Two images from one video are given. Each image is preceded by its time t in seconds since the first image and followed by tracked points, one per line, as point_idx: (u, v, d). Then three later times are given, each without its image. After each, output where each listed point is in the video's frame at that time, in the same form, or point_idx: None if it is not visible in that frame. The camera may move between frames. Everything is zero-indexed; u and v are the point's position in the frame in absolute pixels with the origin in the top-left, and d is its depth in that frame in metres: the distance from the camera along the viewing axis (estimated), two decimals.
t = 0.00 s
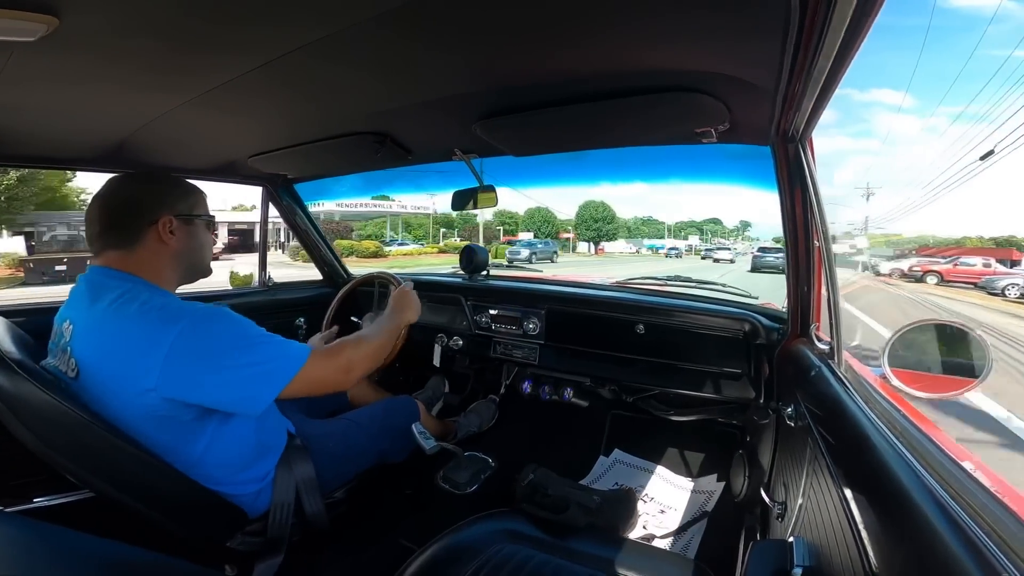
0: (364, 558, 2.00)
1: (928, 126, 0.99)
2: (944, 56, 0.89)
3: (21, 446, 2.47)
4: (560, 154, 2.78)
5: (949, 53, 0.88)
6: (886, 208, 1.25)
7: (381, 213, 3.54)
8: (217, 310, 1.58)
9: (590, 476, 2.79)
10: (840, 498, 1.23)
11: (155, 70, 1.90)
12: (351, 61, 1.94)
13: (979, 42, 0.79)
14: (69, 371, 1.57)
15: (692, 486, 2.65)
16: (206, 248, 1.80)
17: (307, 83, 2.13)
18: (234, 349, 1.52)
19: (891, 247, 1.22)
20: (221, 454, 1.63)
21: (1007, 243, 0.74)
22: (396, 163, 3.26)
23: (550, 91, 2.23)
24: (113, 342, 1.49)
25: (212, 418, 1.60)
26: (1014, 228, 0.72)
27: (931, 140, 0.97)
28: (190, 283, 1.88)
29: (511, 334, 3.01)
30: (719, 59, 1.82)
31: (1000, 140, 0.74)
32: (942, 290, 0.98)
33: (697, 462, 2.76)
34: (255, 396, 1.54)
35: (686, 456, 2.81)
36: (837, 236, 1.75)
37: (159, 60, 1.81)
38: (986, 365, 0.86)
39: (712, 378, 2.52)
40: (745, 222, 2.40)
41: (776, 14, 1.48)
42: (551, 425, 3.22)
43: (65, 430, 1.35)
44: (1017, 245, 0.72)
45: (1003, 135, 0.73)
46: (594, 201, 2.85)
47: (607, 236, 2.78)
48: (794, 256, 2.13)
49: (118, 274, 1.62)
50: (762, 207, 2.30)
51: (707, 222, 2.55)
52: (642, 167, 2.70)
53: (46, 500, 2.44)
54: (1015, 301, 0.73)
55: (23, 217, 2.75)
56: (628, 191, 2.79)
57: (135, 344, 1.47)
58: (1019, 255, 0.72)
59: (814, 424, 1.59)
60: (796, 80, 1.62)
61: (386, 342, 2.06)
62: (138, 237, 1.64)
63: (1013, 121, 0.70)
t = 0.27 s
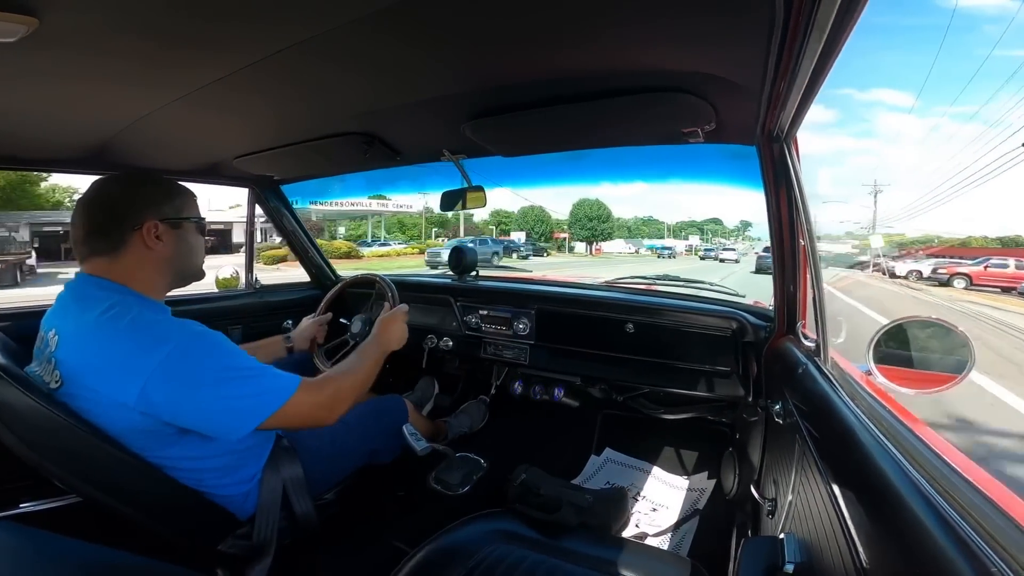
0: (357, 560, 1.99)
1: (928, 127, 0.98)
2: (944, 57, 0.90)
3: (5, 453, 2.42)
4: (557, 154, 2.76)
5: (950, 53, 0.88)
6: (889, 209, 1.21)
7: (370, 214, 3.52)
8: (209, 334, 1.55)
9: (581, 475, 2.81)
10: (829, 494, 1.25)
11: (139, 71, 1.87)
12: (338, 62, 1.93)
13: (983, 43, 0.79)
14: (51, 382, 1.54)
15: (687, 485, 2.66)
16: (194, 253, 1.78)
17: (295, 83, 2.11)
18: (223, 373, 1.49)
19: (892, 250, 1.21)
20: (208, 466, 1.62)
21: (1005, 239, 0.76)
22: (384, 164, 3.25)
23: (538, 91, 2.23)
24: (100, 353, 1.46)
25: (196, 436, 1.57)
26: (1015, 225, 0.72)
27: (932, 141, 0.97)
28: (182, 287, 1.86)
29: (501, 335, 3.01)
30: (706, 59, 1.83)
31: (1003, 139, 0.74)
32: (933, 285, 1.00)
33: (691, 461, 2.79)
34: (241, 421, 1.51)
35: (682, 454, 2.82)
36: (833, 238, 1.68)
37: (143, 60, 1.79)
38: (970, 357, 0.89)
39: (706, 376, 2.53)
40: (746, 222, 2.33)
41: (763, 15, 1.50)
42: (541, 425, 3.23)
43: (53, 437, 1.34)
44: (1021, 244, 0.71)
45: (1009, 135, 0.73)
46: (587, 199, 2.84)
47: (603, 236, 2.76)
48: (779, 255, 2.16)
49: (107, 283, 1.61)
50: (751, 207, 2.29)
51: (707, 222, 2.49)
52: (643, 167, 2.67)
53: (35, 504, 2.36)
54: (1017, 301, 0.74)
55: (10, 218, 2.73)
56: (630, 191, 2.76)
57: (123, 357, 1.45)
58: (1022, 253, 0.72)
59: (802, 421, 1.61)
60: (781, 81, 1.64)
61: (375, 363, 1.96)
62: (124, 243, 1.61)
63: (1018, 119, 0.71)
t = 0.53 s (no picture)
0: (353, 561, 1.99)
1: (927, 126, 0.99)
2: (943, 58, 0.91)
3: None
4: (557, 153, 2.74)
5: (949, 54, 0.89)
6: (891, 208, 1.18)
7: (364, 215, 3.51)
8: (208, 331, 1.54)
9: (577, 475, 2.82)
10: (824, 492, 1.26)
11: (132, 71, 1.86)
12: (332, 62, 1.92)
13: (984, 42, 0.80)
14: (50, 381, 1.54)
15: (684, 484, 2.67)
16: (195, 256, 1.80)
17: (289, 83, 2.10)
18: (221, 371, 1.47)
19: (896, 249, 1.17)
20: (205, 464, 1.61)
21: (1003, 239, 0.76)
22: (378, 165, 3.24)
23: (533, 92, 2.23)
24: (98, 354, 1.46)
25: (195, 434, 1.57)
26: (1015, 223, 0.73)
27: (933, 141, 0.97)
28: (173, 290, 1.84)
29: (496, 335, 3.02)
30: (700, 60, 1.84)
31: (1003, 137, 0.75)
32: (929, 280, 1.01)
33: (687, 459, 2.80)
34: (239, 419, 1.50)
35: (679, 453, 2.83)
36: (833, 237, 1.62)
37: (135, 60, 1.78)
38: (963, 365, 0.91)
39: (703, 376, 2.53)
40: (747, 221, 2.32)
41: (759, 15, 1.51)
42: (537, 425, 3.23)
43: (48, 439, 1.33)
44: None
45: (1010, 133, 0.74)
46: (583, 196, 2.82)
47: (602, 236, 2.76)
48: (774, 255, 2.18)
49: (107, 282, 1.59)
50: (748, 206, 2.30)
51: (707, 222, 2.48)
52: (643, 167, 2.64)
53: (27, 508, 2.34)
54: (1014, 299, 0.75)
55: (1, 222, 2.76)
56: (630, 191, 2.72)
57: (121, 357, 1.44)
58: None
59: (796, 420, 1.62)
60: (775, 81, 1.65)
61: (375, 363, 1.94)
62: (128, 244, 1.61)
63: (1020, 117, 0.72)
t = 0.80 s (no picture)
0: (354, 563, 1.99)
1: (928, 126, 0.99)
2: (942, 58, 0.91)
3: None
4: (556, 154, 2.74)
5: (948, 55, 0.89)
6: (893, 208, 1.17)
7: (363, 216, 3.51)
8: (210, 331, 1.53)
9: (578, 476, 2.82)
10: (824, 491, 1.26)
11: (131, 73, 1.86)
12: (331, 63, 1.93)
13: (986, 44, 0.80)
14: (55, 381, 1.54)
15: (684, 485, 2.66)
16: (194, 258, 1.76)
17: (289, 85, 2.10)
18: (222, 372, 1.46)
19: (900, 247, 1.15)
20: (208, 463, 1.62)
21: (1002, 239, 0.76)
22: (378, 167, 3.25)
23: (532, 93, 2.23)
24: (102, 355, 1.46)
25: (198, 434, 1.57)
26: (1016, 224, 0.72)
27: (933, 140, 0.97)
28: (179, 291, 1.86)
29: (496, 336, 3.01)
30: (699, 60, 1.84)
31: (1003, 138, 0.75)
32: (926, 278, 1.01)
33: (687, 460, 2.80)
34: (240, 419, 1.49)
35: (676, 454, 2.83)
36: (836, 237, 1.61)
37: (135, 62, 1.78)
38: (962, 356, 0.90)
39: (702, 376, 2.53)
40: (748, 221, 2.32)
41: (758, 16, 1.51)
42: (537, 426, 3.23)
43: (49, 440, 1.32)
44: None
45: (1011, 133, 0.73)
46: (576, 194, 2.81)
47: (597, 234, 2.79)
48: (773, 255, 2.18)
49: (106, 285, 1.59)
50: (750, 206, 2.30)
51: (708, 222, 2.48)
52: (643, 167, 2.63)
53: (27, 510, 2.34)
54: (1006, 302, 0.74)
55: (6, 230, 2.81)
56: (631, 191, 2.69)
57: (123, 359, 1.44)
58: None
59: (796, 419, 1.62)
60: (773, 81, 1.65)
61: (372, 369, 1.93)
62: (124, 248, 1.60)
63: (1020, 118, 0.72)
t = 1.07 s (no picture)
0: (355, 563, 1.98)
1: (927, 126, 0.99)
2: (942, 58, 0.91)
3: None
4: (556, 155, 2.73)
5: (948, 55, 0.89)
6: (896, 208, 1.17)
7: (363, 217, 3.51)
8: (212, 339, 1.54)
9: (579, 477, 2.81)
10: (826, 491, 1.26)
11: (131, 74, 1.86)
12: (331, 64, 1.93)
13: (987, 43, 0.80)
14: (54, 387, 1.54)
15: (686, 485, 2.66)
16: (188, 259, 1.76)
17: (289, 86, 2.10)
18: (223, 379, 1.47)
19: (909, 246, 1.13)
20: (207, 468, 1.61)
21: (1007, 239, 0.76)
22: (378, 168, 3.25)
23: (532, 93, 2.23)
24: (103, 360, 1.46)
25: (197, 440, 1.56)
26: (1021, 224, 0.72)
27: (933, 142, 0.98)
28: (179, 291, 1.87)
29: (497, 337, 3.01)
30: (699, 60, 1.84)
31: (1007, 139, 0.75)
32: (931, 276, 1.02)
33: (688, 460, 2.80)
34: (241, 426, 1.49)
35: (678, 454, 2.83)
36: (836, 237, 1.62)
37: (135, 63, 1.78)
38: (963, 357, 0.91)
39: (702, 376, 2.53)
40: (748, 221, 2.33)
41: (756, 16, 1.51)
42: (538, 427, 3.23)
43: (50, 442, 1.32)
44: None
45: (1016, 133, 0.73)
46: (567, 190, 2.81)
47: (586, 236, 2.78)
48: (774, 255, 2.18)
49: (100, 289, 1.59)
50: (750, 206, 2.30)
51: (708, 222, 2.47)
52: (643, 167, 2.64)
53: (29, 511, 2.34)
54: (1014, 304, 0.75)
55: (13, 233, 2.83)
56: (631, 191, 2.69)
57: (124, 364, 1.44)
58: None
59: (798, 419, 1.62)
60: (773, 81, 1.65)
61: (370, 377, 1.88)
62: (115, 252, 1.60)
63: None
